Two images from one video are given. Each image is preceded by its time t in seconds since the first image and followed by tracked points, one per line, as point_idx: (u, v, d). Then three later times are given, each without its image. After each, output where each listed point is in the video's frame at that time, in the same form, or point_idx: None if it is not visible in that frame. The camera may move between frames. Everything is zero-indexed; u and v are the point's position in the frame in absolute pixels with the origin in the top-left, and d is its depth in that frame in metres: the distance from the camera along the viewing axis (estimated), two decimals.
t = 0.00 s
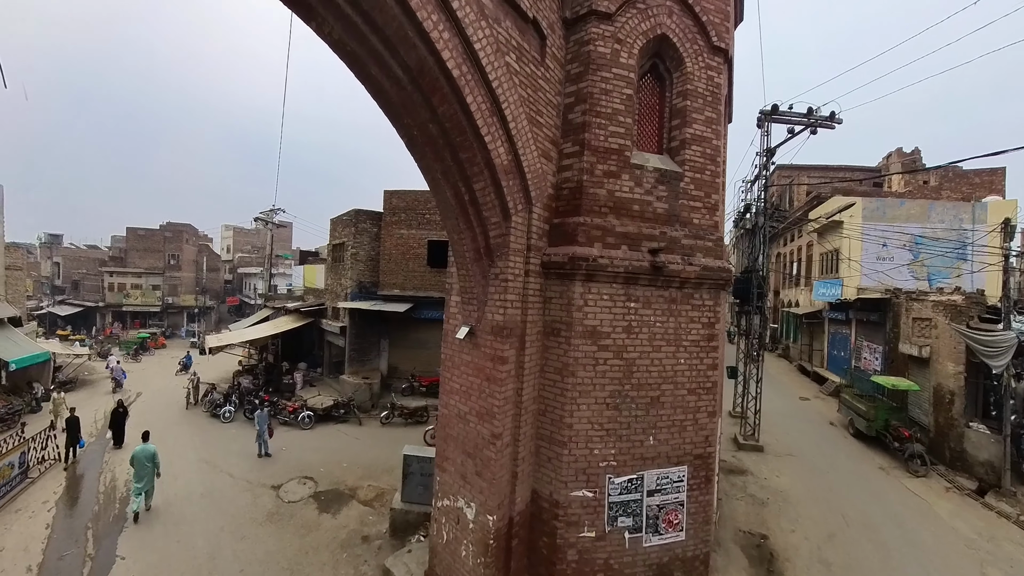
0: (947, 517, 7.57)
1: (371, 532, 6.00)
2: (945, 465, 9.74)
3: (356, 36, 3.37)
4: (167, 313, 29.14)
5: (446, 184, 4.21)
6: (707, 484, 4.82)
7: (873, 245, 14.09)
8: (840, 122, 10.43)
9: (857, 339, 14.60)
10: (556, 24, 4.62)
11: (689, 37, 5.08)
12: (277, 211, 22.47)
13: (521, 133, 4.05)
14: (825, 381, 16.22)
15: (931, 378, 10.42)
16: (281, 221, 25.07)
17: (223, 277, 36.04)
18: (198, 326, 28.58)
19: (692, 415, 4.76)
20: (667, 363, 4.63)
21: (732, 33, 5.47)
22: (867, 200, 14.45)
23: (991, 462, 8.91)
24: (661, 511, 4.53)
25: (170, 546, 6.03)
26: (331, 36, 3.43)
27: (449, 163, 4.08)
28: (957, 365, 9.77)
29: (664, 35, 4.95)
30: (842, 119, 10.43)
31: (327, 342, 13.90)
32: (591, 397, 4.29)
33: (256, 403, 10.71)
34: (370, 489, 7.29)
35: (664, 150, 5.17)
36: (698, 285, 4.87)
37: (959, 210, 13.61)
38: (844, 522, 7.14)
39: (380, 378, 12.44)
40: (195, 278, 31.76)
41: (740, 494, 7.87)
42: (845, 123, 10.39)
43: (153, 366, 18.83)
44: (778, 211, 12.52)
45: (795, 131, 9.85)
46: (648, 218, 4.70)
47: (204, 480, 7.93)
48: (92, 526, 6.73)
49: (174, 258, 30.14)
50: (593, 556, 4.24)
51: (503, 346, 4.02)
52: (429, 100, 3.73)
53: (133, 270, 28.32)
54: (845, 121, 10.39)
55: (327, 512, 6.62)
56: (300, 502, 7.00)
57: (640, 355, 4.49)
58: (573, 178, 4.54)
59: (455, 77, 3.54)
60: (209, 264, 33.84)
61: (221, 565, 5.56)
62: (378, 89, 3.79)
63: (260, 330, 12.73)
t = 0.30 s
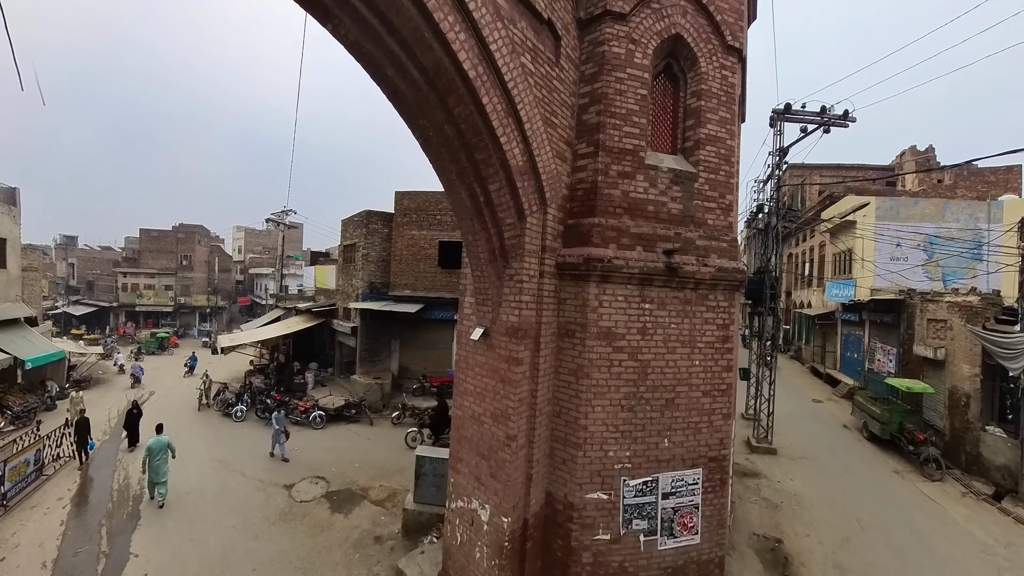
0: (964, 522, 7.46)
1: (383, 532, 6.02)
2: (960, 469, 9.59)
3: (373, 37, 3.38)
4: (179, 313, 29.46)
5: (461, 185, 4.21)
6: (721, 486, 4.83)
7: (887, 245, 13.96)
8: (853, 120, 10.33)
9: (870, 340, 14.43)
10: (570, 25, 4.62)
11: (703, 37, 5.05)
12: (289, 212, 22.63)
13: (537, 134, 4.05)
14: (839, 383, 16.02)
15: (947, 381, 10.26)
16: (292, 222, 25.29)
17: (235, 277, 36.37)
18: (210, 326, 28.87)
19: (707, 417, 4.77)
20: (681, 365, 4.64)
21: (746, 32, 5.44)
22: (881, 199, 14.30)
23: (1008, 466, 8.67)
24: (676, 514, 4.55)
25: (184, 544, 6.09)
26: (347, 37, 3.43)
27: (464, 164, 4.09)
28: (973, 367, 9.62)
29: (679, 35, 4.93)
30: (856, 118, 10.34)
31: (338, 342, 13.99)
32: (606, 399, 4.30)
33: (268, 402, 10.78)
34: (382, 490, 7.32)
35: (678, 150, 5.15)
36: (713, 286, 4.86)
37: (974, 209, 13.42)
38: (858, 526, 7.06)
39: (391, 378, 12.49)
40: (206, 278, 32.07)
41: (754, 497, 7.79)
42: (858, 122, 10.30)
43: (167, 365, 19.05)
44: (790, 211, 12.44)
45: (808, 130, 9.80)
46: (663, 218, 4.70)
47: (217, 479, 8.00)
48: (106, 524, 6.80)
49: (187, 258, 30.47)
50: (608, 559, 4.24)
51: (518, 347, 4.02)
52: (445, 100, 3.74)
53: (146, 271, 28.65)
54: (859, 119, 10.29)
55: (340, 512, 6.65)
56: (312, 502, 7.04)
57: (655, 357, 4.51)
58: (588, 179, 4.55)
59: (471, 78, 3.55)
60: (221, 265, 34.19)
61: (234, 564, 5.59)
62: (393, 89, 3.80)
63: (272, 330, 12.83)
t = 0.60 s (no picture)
0: (982, 527, 7.34)
1: (397, 533, 6.02)
2: (978, 474, 9.44)
3: (392, 38, 3.39)
4: (192, 314, 29.77)
5: (479, 186, 4.21)
6: (738, 490, 4.81)
7: (902, 245, 13.79)
8: (869, 119, 10.24)
9: (885, 342, 14.32)
10: (587, 25, 4.62)
11: (719, 36, 5.01)
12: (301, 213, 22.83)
13: (554, 134, 4.04)
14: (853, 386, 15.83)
15: (964, 384, 10.10)
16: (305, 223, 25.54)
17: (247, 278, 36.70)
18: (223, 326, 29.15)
19: (724, 420, 4.74)
20: (699, 367, 4.63)
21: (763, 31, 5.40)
22: (896, 198, 14.13)
23: None
24: (693, 517, 4.55)
25: (199, 543, 6.14)
26: (366, 37, 3.44)
27: (482, 165, 4.08)
28: (992, 369, 9.46)
29: (695, 35, 4.90)
30: (872, 116, 10.24)
31: (350, 342, 14.10)
32: (623, 401, 4.30)
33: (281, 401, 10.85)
34: (395, 490, 7.34)
35: (695, 150, 5.11)
36: (730, 287, 4.83)
37: (991, 208, 13.18)
38: (876, 531, 6.96)
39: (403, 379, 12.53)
40: (219, 279, 32.39)
41: (770, 501, 7.71)
42: (874, 120, 10.21)
43: (181, 365, 19.27)
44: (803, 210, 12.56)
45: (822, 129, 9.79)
46: (680, 219, 4.68)
47: (231, 478, 8.07)
48: (120, 522, 6.87)
49: (200, 259, 30.80)
50: (626, 562, 4.24)
51: (535, 349, 4.01)
52: (463, 101, 3.73)
53: (159, 271, 29.00)
54: (874, 117, 10.20)
55: (354, 512, 6.67)
56: (326, 501, 7.08)
57: (673, 359, 4.50)
58: (605, 179, 4.55)
59: (489, 78, 3.54)
60: (233, 265, 34.52)
61: (247, 564, 5.62)
62: (411, 90, 3.80)
63: (285, 330, 12.93)
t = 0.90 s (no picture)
0: (1002, 534, 7.23)
1: (413, 536, 6.03)
2: (998, 479, 9.28)
3: (416, 41, 3.41)
4: (205, 314, 30.09)
5: (500, 189, 4.23)
6: (758, 494, 4.78)
7: (918, 246, 13.56)
8: (886, 118, 10.15)
9: (902, 344, 14.23)
10: (606, 28, 4.63)
11: (738, 38, 4.98)
12: (314, 215, 22.99)
13: (576, 137, 4.07)
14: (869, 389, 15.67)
15: (982, 388, 9.96)
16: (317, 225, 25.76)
17: (260, 279, 37.01)
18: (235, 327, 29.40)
19: (744, 424, 4.71)
20: (719, 371, 4.61)
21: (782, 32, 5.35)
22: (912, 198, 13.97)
23: None
24: (713, 521, 4.55)
25: (216, 543, 6.20)
26: (390, 40, 3.46)
27: (504, 167, 4.11)
28: (1011, 373, 9.31)
29: (715, 37, 4.86)
30: (888, 116, 10.15)
31: (363, 343, 14.21)
32: (644, 404, 4.32)
33: (294, 402, 10.92)
34: (410, 492, 7.36)
35: (714, 152, 5.09)
36: (750, 290, 4.79)
37: (1009, 208, 13.01)
38: (895, 537, 6.86)
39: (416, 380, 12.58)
40: (232, 280, 32.70)
41: (787, 506, 7.65)
42: (891, 120, 10.12)
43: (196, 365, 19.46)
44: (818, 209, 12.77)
45: (838, 129, 9.80)
46: (699, 222, 4.66)
47: (247, 479, 8.14)
48: (136, 521, 6.93)
49: (213, 261, 31.11)
50: (647, 567, 4.26)
51: (556, 352, 4.02)
52: (486, 104, 3.76)
53: (173, 273, 29.35)
54: (891, 117, 10.11)
55: (369, 514, 6.69)
56: (342, 503, 7.11)
57: (693, 362, 4.49)
58: (625, 182, 4.56)
59: (513, 80, 3.56)
60: (246, 267, 34.85)
61: (263, 566, 5.65)
62: (434, 93, 3.82)
63: (298, 331, 13.02)
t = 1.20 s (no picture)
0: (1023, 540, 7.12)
1: (429, 538, 6.05)
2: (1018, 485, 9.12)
3: (441, 45, 3.44)
4: (219, 315, 30.43)
5: (522, 192, 4.28)
6: (778, 499, 4.75)
7: (935, 247, 13.43)
8: (902, 118, 10.06)
9: (919, 347, 14.17)
10: (626, 31, 4.64)
11: (756, 40, 4.95)
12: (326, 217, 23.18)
13: (597, 140, 4.14)
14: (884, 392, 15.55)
15: (1001, 392, 9.83)
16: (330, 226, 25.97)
17: (273, 280, 37.34)
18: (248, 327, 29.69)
19: (764, 427, 4.69)
20: (739, 375, 4.59)
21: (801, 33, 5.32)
22: (929, 198, 13.83)
23: None
24: (734, 526, 4.54)
25: (234, 542, 6.28)
26: (416, 45, 3.50)
27: (526, 171, 4.16)
28: None
29: (733, 40, 4.85)
30: (905, 115, 10.06)
31: (376, 345, 14.33)
32: (664, 408, 4.33)
33: (309, 403, 11.02)
34: (425, 494, 7.38)
35: (732, 155, 5.07)
36: (769, 293, 4.76)
37: None
38: (913, 543, 6.78)
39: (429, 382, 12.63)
40: (245, 281, 33.02)
41: (804, 510, 7.60)
42: (907, 119, 10.02)
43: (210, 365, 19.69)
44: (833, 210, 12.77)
45: (853, 130, 9.75)
46: (718, 225, 4.64)
47: (263, 478, 8.23)
48: (153, 520, 7.02)
49: (227, 262, 31.44)
50: (667, 570, 4.29)
51: (578, 355, 4.07)
52: (509, 108, 3.81)
53: (187, 273, 29.73)
54: (907, 116, 10.02)
55: (385, 516, 6.73)
56: (357, 504, 7.15)
57: (713, 365, 4.49)
58: (644, 185, 4.56)
59: (537, 85, 3.62)
60: (260, 268, 35.19)
61: (281, 566, 5.70)
62: (457, 97, 3.86)
63: (312, 332, 13.14)
